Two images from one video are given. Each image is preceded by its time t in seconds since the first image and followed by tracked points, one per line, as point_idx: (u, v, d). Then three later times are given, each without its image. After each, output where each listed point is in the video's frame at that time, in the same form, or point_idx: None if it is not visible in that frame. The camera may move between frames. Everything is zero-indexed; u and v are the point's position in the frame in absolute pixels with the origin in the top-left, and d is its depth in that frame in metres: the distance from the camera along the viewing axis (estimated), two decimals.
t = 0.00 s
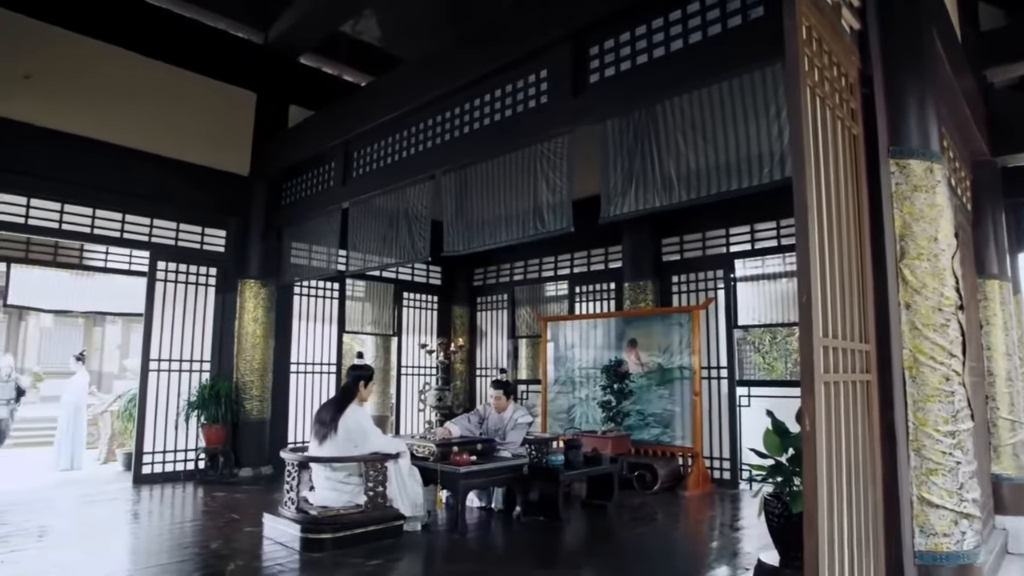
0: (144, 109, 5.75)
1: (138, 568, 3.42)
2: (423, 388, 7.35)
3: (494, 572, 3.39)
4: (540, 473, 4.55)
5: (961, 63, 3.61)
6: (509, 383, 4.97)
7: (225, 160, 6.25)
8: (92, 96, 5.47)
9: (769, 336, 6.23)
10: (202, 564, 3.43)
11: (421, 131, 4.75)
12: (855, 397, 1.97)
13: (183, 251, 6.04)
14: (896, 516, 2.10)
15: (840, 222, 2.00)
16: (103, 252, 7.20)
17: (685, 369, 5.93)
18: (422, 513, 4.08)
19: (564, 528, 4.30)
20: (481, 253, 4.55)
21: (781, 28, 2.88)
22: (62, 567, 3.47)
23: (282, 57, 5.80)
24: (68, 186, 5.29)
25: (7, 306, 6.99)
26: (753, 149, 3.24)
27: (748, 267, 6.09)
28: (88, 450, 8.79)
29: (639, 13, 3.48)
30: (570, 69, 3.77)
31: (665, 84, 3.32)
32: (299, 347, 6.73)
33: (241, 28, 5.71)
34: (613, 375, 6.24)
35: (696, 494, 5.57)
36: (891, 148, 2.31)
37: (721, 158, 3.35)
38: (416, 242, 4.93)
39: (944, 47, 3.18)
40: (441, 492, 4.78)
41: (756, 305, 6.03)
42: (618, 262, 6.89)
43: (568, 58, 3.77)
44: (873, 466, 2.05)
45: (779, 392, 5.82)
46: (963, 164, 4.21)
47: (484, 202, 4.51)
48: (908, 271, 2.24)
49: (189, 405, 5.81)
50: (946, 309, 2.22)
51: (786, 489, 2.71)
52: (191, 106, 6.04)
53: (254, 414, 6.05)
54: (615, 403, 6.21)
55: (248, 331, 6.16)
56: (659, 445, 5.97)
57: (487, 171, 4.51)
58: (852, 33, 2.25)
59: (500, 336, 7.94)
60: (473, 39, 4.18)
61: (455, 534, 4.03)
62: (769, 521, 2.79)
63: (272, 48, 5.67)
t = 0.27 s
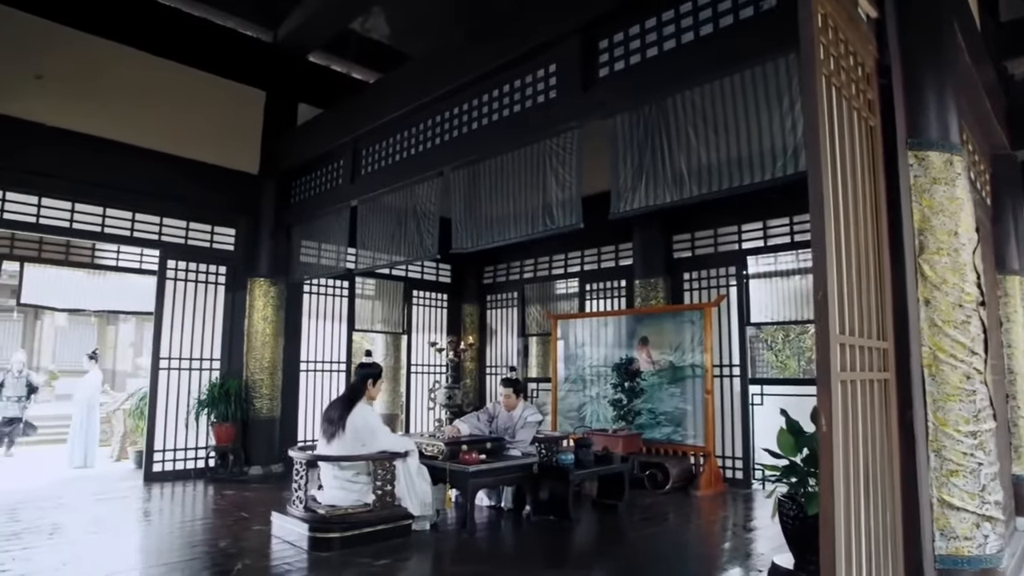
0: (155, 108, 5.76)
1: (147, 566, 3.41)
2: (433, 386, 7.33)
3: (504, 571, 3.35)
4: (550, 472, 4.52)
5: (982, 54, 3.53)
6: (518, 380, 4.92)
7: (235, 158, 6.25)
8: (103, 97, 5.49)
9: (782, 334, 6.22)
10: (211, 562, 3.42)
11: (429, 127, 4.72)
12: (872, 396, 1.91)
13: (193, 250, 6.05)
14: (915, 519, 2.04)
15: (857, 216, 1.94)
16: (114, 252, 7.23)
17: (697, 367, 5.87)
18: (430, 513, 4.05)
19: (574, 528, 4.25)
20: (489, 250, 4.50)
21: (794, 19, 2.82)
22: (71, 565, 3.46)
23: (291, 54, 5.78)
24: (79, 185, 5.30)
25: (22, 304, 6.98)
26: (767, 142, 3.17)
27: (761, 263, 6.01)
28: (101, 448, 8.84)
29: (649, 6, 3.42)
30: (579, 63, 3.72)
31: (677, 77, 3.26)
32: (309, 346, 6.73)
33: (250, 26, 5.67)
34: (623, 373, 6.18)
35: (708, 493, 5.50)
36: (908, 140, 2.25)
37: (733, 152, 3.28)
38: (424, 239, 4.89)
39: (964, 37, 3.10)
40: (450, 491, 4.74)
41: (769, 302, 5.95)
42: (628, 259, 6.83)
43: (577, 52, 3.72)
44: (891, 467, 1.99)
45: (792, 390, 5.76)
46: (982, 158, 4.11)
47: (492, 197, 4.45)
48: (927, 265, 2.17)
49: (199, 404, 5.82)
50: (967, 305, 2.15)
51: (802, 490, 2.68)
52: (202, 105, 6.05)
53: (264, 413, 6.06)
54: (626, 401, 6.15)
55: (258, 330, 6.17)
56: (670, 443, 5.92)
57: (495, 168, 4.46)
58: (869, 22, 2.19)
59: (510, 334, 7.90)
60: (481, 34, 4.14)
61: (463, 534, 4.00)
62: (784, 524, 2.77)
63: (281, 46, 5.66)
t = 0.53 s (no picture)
0: (164, 107, 5.77)
1: (155, 564, 3.41)
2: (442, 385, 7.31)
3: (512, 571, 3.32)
4: (559, 471, 4.48)
5: (1000, 45, 3.45)
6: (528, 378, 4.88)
7: (244, 156, 6.26)
8: (114, 97, 5.51)
9: (793, 331, 6.24)
10: (219, 561, 3.41)
11: (436, 124, 4.69)
12: (889, 395, 1.86)
13: (201, 249, 6.07)
14: (934, 522, 1.98)
15: (872, 210, 1.89)
16: (125, 250, 7.26)
17: (707, 365, 5.80)
18: (438, 510, 4.04)
19: (583, 527, 4.21)
20: (498, 247, 4.47)
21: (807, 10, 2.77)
22: (80, 563, 3.46)
23: (298, 53, 5.77)
24: (88, 184, 5.32)
25: (33, 303, 6.93)
26: (779, 136, 3.11)
27: (772, 261, 5.95)
28: (113, 445, 8.88)
29: None
30: (587, 58, 3.68)
31: (686, 70, 3.21)
32: (318, 343, 6.74)
33: (257, 24, 5.60)
34: (633, 371, 6.15)
35: (718, 493, 5.44)
36: (925, 132, 2.19)
37: (745, 146, 3.23)
38: (431, 237, 4.87)
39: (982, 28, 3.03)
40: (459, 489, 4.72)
41: (781, 300, 5.89)
42: (638, 256, 6.78)
43: (585, 46, 3.68)
44: (908, 467, 1.95)
45: (804, 389, 5.71)
46: (1000, 152, 4.03)
47: (500, 194, 4.41)
48: (944, 260, 2.12)
49: (209, 402, 5.83)
50: (987, 302, 2.10)
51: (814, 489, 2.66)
52: (211, 104, 6.06)
53: (273, 411, 6.06)
54: (636, 399, 6.11)
55: (267, 328, 6.17)
56: (680, 442, 5.86)
57: (503, 164, 4.42)
58: (885, 11, 2.13)
59: (519, 332, 7.87)
60: (488, 29, 4.11)
61: (471, 533, 3.97)
62: (797, 525, 2.74)
63: (288, 45, 5.64)
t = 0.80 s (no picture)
0: (173, 106, 5.78)
1: (164, 562, 3.40)
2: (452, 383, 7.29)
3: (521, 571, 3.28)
4: (568, 470, 4.42)
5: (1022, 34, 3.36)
6: (537, 374, 4.86)
7: (254, 155, 6.25)
8: (124, 96, 5.52)
9: (807, 328, 6.14)
10: (227, 559, 3.40)
11: (444, 120, 4.65)
12: (907, 393, 1.80)
13: (211, 247, 6.08)
14: (954, 523, 1.93)
15: (891, 201, 1.83)
16: (137, 249, 7.31)
17: (720, 363, 5.74)
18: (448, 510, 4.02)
19: (594, 527, 4.17)
20: (507, 244, 4.42)
21: None
22: (90, 560, 3.46)
23: (306, 50, 5.75)
24: (98, 183, 5.33)
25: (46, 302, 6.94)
26: (793, 129, 3.04)
27: (785, 257, 5.92)
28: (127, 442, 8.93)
29: None
30: (596, 51, 3.62)
31: (698, 62, 3.15)
32: (328, 341, 6.74)
33: (266, 22, 5.61)
34: (644, 368, 6.07)
35: (731, 492, 5.37)
36: (945, 122, 2.10)
37: (758, 140, 3.16)
38: (440, 233, 4.83)
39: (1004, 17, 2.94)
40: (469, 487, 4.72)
41: (795, 296, 5.86)
42: (649, 253, 6.71)
43: (596, 39, 3.62)
44: (926, 468, 1.89)
45: (818, 385, 5.62)
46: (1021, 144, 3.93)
47: (509, 190, 4.37)
48: (966, 254, 2.04)
49: (219, 400, 5.84)
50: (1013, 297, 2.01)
51: (829, 490, 2.62)
52: (220, 102, 6.06)
53: (283, 409, 6.07)
54: (647, 398, 6.06)
55: (276, 326, 6.17)
56: (692, 441, 5.80)
57: (512, 160, 4.37)
58: None
59: (529, 329, 7.83)
60: (496, 23, 4.06)
61: (481, 533, 3.94)
62: (812, 528, 2.70)
63: (296, 42, 5.62)
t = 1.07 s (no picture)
0: (181, 104, 5.77)
1: (172, 561, 3.39)
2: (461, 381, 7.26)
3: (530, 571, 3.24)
4: (577, 469, 4.38)
5: None
6: (546, 370, 4.81)
7: (262, 153, 6.24)
8: (132, 95, 5.52)
9: (820, 326, 6.07)
10: (235, 559, 3.38)
11: (452, 116, 4.62)
12: (926, 392, 1.74)
13: (220, 245, 6.07)
14: (973, 523, 1.89)
15: (909, 194, 1.77)
16: (147, 247, 7.35)
17: (731, 361, 5.66)
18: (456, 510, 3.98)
19: (604, 526, 4.12)
20: (515, 240, 4.38)
21: None
22: (99, 559, 3.45)
23: (313, 48, 5.73)
24: (107, 181, 5.33)
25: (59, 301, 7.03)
26: (806, 122, 2.97)
27: (798, 253, 5.82)
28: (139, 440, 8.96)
29: None
30: (604, 45, 3.57)
31: (709, 54, 3.09)
32: (336, 339, 6.73)
33: (274, 20, 5.59)
34: (654, 366, 6.08)
35: (742, 492, 5.30)
36: (965, 112, 2.02)
37: (770, 134, 3.10)
38: (448, 230, 4.80)
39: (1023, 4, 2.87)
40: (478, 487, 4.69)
41: (808, 293, 5.76)
42: (659, 250, 6.65)
43: (605, 32, 3.57)
44: (946, 466, 1.84)
45: (831, 383, 5.60)
46: None
47: (517, 186, 4.32)
48: (986, 249, 1.96)
49: (228, 398, 5.84)
50: None
51: (844, 490, 2.57)
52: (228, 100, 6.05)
53: (292, 407, 6.07)
54: (657, 396, 6.05)
55: (285, 325, 6.17)
56: (704, 439, 5.73)
57: (519, 156, 4.32)
58: None
59: (539, 327, 7.78)
60: (502, 17, 4.01)
61: (489, 532, 3.90)
62: (827, 532, 2.64)
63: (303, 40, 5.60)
